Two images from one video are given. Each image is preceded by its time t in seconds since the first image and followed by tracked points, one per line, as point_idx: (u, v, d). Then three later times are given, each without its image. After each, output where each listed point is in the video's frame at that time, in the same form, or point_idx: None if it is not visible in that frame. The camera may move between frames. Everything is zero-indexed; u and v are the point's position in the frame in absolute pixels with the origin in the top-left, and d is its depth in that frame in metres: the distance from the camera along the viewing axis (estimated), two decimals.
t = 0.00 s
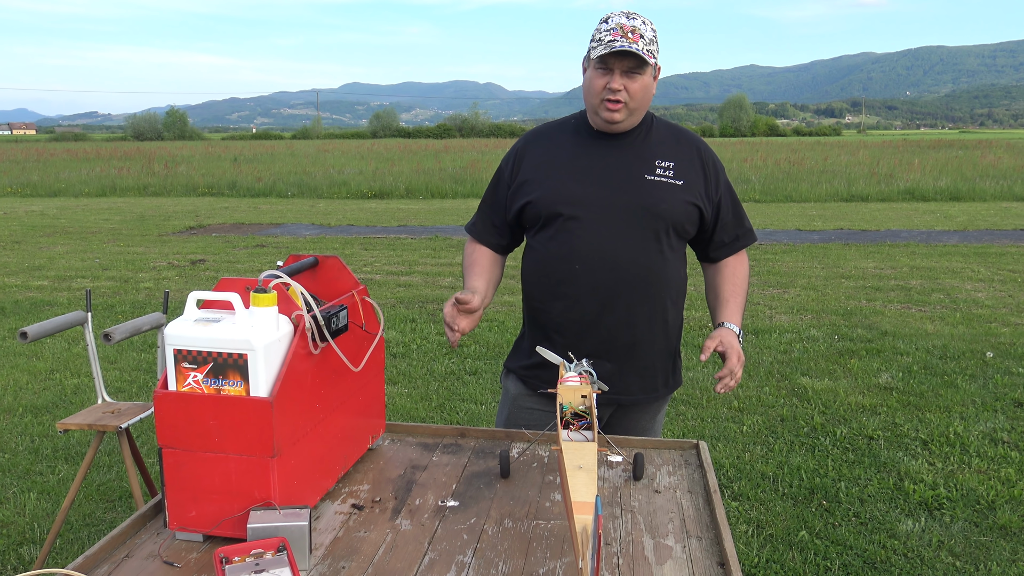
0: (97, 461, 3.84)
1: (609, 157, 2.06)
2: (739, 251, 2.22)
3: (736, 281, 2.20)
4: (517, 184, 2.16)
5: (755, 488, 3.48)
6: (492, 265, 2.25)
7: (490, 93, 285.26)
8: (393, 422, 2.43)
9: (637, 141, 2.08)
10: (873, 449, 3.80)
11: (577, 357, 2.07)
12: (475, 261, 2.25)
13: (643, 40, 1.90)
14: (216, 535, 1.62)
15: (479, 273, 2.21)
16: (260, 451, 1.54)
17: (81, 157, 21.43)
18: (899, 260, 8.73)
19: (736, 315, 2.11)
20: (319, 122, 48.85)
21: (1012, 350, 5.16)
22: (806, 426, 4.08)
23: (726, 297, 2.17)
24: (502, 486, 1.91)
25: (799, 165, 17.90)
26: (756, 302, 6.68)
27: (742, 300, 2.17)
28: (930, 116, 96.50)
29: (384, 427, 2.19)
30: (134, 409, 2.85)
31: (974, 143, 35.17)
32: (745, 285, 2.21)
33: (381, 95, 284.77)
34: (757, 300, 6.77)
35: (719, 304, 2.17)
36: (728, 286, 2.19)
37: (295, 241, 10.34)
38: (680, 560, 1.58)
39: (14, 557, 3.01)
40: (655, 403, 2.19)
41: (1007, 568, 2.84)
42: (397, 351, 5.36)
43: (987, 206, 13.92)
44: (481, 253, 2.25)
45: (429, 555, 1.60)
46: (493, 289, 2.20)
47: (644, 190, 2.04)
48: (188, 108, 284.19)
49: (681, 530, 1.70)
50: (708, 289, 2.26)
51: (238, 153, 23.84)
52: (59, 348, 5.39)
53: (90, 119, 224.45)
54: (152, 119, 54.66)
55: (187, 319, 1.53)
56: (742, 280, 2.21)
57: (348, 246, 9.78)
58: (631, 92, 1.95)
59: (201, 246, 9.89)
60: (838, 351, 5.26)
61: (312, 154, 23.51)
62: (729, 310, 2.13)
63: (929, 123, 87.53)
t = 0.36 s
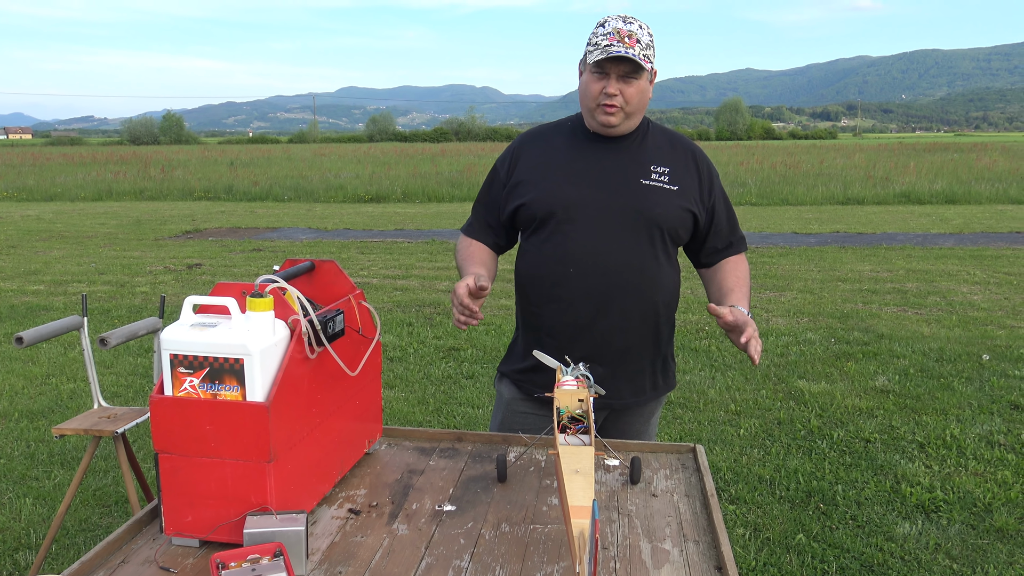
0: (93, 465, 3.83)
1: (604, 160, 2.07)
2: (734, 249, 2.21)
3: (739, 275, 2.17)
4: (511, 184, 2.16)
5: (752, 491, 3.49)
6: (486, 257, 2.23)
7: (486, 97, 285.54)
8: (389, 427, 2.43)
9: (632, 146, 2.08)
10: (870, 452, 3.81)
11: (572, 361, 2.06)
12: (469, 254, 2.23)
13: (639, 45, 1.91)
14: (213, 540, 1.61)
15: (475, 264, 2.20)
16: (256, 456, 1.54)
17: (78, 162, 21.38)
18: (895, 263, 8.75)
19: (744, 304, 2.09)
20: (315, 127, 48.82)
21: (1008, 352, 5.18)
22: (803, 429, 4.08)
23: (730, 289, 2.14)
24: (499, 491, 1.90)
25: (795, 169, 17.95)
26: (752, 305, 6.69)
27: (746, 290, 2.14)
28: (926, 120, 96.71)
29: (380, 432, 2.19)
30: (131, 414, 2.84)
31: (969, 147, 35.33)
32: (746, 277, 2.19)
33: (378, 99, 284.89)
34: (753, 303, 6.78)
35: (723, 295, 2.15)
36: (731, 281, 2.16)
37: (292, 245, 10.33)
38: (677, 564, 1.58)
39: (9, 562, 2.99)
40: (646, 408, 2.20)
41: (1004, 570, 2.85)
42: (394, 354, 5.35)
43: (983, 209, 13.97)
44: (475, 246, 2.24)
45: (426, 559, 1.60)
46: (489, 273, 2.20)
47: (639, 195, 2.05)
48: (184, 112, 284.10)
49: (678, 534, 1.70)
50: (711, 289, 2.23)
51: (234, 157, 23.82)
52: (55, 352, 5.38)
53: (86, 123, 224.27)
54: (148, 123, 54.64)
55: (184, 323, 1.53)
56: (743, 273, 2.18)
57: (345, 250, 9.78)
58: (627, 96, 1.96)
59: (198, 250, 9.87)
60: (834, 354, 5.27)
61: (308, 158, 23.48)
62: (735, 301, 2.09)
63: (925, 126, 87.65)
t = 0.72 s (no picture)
0: (89, 469, 3.82)
1: (597, 165, 2.07)
2: (715, 265, 2.22)
3: (702, 299, 2.20)
4: (506, 190, 2.17)
5: (750, 493, 3.49)
6: (487, 279, 2.30)
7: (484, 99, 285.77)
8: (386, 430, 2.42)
9: (626, 149, 2.08)
10: (867, 453, 3.81)
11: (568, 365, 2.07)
12: (476, 283, 2.29)
13: (629, 47, 1.92)
14: (209, 543, 1.61)
15: (483, 298, 2.26)
16: (253, 460, 1.53)
17: (75, 165, 21.36)
18: (892, 265, 8.77)
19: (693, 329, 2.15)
20: (313, 130, 48.75)
21: (1005, 354, 5.19)
22: (800, 431, 4.09)
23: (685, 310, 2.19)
24: (496, 494, 1.90)
25: (791, 171, 17.99)
26: (749, 307, 6.70)
27: (704, 320, 2.18)
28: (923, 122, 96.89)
29: (377, 434, 2.19)
30: (127, 417, 2.84)
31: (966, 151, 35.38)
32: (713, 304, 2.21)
33: (376, 101, 284.97)
34: (750, 306, 6.79)
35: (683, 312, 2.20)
36: (692, 303, 2.20)
37: (289, 248, 10.33)
38: (674, 566, 1.58)
39: (6, 566, 2.98)
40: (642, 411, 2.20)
41: (1001, 572, 2.85)
42: (391, 357, 5.35)
43: (979, 211, 14.00)
44: (478, 270, 2.30)
45: (423, 562, 1.59)
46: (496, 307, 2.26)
47: (633, 199, 2.05)
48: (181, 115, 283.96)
49: (675, 537, 1.70)
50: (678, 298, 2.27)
51: (231, 160, 23.79)
52: (52, 356, 5.37)
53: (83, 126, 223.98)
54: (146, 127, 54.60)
55: (180, 327, 1.53)
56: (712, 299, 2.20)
57: (343, 253, 9.77)
58: (620, 98, 1.95)
59: (195, 253, 9.86)
60: (831, 356, 5.27)
61: (305, 160, 23.46)
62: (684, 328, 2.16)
63: (922, 128, 87.85)
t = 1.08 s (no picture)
0: (85, 470, 3.81)
1: (589, 165, 2.07)
2: (721, 261, 2.22)
3: (721, 302, 2.21)
4: (499, 192, 2.17)
5: (747, 494, 3.49)
6: (484, 282, 2.30)
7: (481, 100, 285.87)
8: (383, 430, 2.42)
9: (618, 149, 2.08)
10: (863, 454, 3.81)
11: (564, 364, 2.07)
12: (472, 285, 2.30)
13: (619, 45, 1.92)
14: (205, 544, 1.60)
15: (478, 299, 2.27)
16: (249, 460, 1.53)
17: (71, 166, 21.29)
18: (889, 265, 8.79)
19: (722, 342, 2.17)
20: (310, 131, 48.70)
21: (1001, 354, 5.20)
22: (797, 431, 4.09)
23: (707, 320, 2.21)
24: (493, 494, 1.90)
25: (788, 172, 18.02)
26: (746, 308, 6.71)
27: (728, 322, 2.20)
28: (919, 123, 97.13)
29: (374, 435, 2.18)
30: (123, 418, 2.83)
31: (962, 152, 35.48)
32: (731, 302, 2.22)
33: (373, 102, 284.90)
34: (747, 306, 6.79)
35: (704, 325, 2.21)
36: (711, 309, 2.22)
37: (286, 249, 10.31)
38: (672, 566, 1.58)
39: (1, 568, 2.97)
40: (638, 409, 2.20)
41: (997, 572, 2.85)
42: (388, 358, 5.34)
43: (975, 212, 14.03)
44: (475, 273, 2.31)
45: (419, 563, 1.59)
46: (491, 309, 2.28)
47: (625, 198, 2.05)
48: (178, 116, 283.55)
49: (673, 537, 1.70)
50: (695, 306, 2.29)
51: (228, 161, 23.75)
52: (48, 357, 5.35)
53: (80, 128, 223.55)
54: (142, 127, 54.51)
55: (175, 327, 1.52)
56: (728, 299, 2.22)
57: (339, 254, 9.76)
58: (612, 96, 1.96)
59: (191, 254, 9.83)
60: (828, 357, 5.28)
61: (302, 161, 23.43)
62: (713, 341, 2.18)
63: (918, 129, 88.09)
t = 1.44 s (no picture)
0: (84, 472, 3.81)
1: (586, 165, 2.07)
2: (717, 266, 2.23)
3: (721, 309, 2.23)
4: (497, 193, 2.18)
5: (745, 493, 3.49)
6: (482, 284, 2.31)
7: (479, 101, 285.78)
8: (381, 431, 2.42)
9: (615, 149, 2.09)
10: (862, 453, 3.82)
11: (562, 365, 2.07)
12: (471, 288, 2.30)
13: (615, 44, 1.93)
14: (204, 545, 1.60)
15: (475, 303, 2.28)
16: (248, 461, 1.53)
17: (68, 167, 21.24)
18: (887, 265, 8.80)
19: (724, 353, 2.20)
20: (308, 132, 48.63)
21: (999, 353, 5.21)
22: (796, 430, 4.10)
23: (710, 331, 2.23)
24: (492, 494, 1.90)
25: (786, 171, 18.03)
26: (744, 308, 6.72)
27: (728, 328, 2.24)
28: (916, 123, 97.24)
29: (372, 435, 2.18)
30: (122, 420, 2.83)
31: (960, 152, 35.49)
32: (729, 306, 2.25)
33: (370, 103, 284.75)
34: (745, 306, 6.80)
35: (705, 338, 2.24)
36: (711, 319, 2.23)
37: (284, 249, 10.31)
38: (670, 566, 1.58)
39: None
40: (634, 410, 2.20)
41: (995, 571, 2.85)
42: (386, 359, 5.34)
43: (973, 211, 14.05)
44: (474, 275, 2.31)
45: (418, 563, 1.59)
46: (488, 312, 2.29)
47: (621, 199, 2.05)
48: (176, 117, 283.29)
49: (671, 536, 1.70)
50: (692, 313, 2.30)
51: (225, 162, 23.70)
52: (46, 359, 5.35)
53: (77, 129, 223.27)
54: (139, 129, 54.41)
55: (174, 328, 1.52)
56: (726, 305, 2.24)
57: (337, 255, 9.75)
58: (608, 95, 1.96)
59: (189, 255, 9.82)
60: (826, 356, 5.29)
61: (299, 162, 23.37)
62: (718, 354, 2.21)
63: (915, 129, 88.23)
